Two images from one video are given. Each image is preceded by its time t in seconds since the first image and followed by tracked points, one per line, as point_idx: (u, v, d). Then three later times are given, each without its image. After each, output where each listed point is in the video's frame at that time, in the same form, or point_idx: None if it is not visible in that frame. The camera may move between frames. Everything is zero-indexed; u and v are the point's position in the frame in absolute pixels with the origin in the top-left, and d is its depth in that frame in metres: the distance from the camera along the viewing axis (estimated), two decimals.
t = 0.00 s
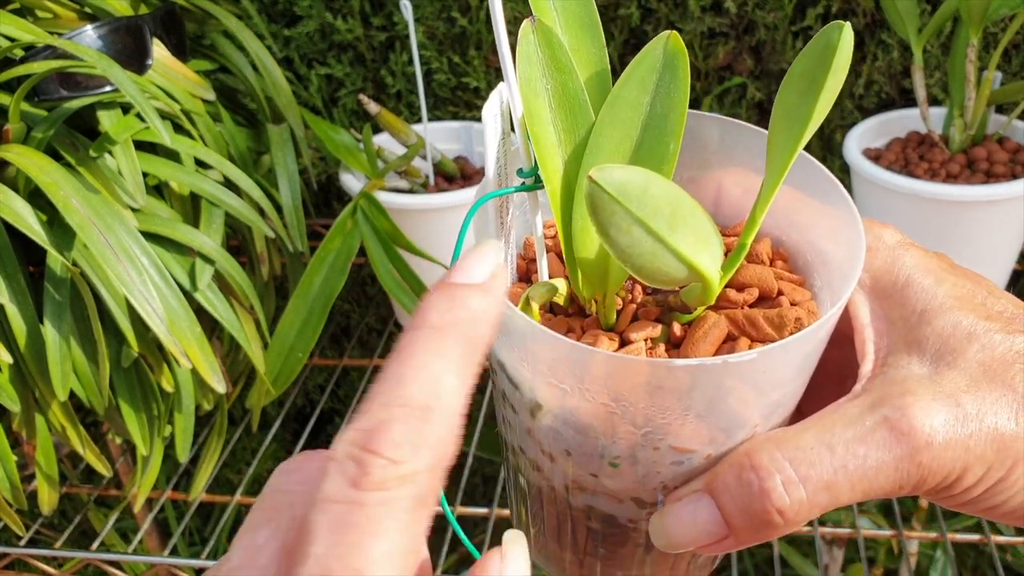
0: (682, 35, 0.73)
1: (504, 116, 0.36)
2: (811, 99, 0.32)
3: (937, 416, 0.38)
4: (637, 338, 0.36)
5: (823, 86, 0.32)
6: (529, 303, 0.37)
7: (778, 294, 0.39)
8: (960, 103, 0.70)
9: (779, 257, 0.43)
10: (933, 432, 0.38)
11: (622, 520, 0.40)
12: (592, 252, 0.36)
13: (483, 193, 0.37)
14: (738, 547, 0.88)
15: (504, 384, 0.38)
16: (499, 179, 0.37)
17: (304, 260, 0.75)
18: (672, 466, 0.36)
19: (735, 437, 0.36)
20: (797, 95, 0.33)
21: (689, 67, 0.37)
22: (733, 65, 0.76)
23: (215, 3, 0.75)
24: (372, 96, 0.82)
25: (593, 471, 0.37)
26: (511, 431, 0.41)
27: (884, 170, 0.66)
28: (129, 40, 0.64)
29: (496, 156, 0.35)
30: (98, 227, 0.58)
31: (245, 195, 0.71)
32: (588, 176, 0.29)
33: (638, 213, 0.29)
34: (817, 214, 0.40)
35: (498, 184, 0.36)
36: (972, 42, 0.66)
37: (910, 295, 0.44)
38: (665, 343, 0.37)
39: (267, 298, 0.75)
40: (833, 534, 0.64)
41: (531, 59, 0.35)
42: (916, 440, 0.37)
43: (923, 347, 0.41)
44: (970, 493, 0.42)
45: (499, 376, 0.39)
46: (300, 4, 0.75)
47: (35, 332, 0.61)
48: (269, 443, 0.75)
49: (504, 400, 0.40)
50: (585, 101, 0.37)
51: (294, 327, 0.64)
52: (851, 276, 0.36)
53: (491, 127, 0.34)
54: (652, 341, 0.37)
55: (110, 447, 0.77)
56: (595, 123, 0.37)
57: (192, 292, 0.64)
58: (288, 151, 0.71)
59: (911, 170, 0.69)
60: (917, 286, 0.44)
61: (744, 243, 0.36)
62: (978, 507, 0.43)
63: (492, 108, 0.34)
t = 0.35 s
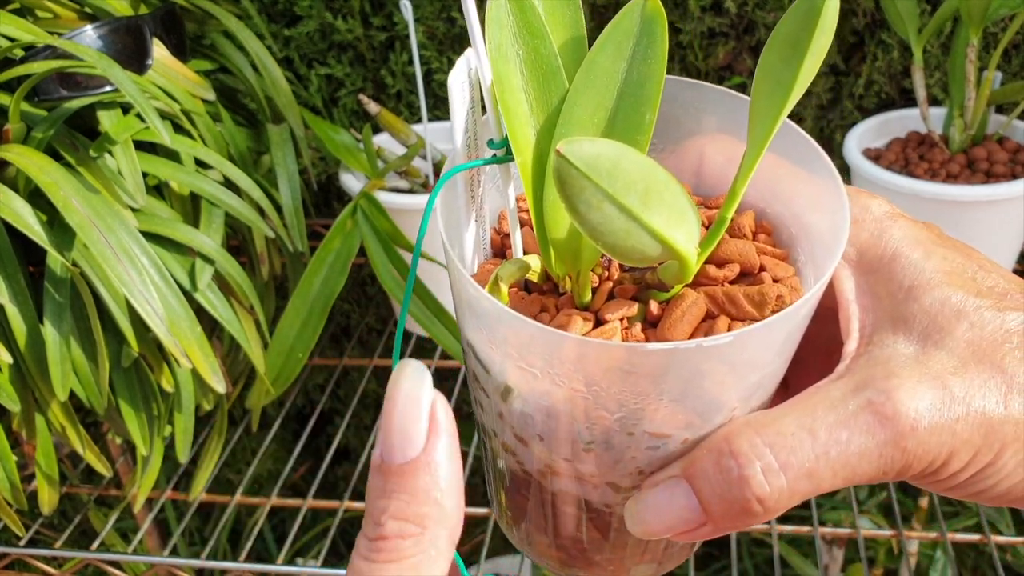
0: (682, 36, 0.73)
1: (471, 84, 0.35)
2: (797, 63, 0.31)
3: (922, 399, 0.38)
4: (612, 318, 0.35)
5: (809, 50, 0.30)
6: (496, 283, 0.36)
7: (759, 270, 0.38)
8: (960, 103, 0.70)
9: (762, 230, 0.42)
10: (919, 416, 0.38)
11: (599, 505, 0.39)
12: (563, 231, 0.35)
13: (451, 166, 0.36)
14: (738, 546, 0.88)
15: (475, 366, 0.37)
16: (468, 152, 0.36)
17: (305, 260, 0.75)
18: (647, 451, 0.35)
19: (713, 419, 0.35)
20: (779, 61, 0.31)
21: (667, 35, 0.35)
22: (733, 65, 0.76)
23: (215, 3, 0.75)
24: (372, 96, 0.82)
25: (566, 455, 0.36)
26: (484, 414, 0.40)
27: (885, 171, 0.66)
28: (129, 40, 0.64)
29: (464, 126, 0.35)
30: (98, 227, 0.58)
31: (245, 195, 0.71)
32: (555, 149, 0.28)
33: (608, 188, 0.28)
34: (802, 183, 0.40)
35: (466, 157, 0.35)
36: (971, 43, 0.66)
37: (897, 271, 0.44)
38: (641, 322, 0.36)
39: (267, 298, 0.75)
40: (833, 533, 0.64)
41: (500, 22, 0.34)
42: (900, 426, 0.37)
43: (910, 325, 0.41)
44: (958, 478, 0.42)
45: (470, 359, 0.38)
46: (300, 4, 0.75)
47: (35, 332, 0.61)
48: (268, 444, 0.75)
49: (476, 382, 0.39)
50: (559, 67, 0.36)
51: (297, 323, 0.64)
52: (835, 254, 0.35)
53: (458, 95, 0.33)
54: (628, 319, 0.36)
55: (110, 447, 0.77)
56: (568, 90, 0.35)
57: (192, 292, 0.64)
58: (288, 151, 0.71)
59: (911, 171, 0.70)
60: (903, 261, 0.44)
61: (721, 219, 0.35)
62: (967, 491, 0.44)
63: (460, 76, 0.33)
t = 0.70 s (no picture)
0: (683, 34, 0.73)
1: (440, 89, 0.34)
2: (767, 66, 0.31)
3: (894, 401, 0.38)
4: (589, 322, 0.35)
5: (777, 53, 0.31)
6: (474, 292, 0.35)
7: (739, 271, 0.38)
8: (961, 103, 0.69)
9: (743, 229, 0.42)
10: (891, 419, 0.38)
11: (581, 506, 0.40)
12: (535, 238, 0.35)
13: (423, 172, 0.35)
14: (739, 547, 0.87)
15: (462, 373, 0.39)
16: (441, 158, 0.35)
17: (304, 260, 0.74)
18: (624, 455, 0.36)
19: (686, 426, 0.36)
20: (750, 64, 0.32)
21: (636, 35, 0.35)
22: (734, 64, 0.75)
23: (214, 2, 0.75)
24: (372, 95, 0.81)
25: (545, 458, 0.37)
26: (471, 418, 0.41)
27: (887, 170, 0.65)
28: (128, 39, 0.64)
29: (434, 130, 0.33)
30: (97, 226, 0.58)
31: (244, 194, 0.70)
32: (517, 162, 0.29)
33: (572, 198, 0.29)
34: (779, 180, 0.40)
35: (439, 163, 0.35)
36: (973, 42, 0.65)
37: (875, 270, 0.43)
38: (618, 326, 0.36)
39: (266, 298, 0.74)
40: (834, 535, 0.64)
41: (467, 27, 0.35)
42: (873, 431, 0.37)
43: (887, 326, 0.41)
44: (935, 479, 0.42)
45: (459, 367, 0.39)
46: (299, 2, 0.75)
47: (33, 332, 0.61)
48: (268, 444, 0.73)
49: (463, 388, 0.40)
50: (530, 70, 0.36)
51: (294, 324, 0.64)
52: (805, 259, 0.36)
53: (426, 101, 0.32)
54: (605, 323, 0.36)
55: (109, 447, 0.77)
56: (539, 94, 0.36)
57: (191, 292, 0.64)
58: (287, 151, 0.71)
59: (913, 170, 0.69)
60: (881, 261, 0.43)
61: (699, 219, 0.35)
62: (947, 492, 0.43)
63: (427, 81, 0.32)
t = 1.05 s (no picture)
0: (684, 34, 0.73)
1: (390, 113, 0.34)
2: (706, 78, 0.31)
3: (906, 412, 0.37)
4: (550, 328, 0.36)
5: (715, 61, 0.31)
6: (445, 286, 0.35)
7: (693, 268, 0.39)
8: (961, 103, 0.69)
9: (698, 225, 0.44)
10: (904, 432, 0.37)
11: (555, 504, 0.41)
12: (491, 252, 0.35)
13: (378, 192, 0.35)
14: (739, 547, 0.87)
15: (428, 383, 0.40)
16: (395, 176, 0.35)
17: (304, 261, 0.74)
18: (590, 457, 0.37)
19: (649, 426, 0.37)
20: (691, 72, 0.32)
21: (576, 49, 0.35)
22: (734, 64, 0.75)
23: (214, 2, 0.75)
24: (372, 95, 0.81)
25: (514, 463, 0.38)
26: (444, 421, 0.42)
27: (887, 171, 0.65)
28: (128, 39, 0.64)
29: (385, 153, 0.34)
30: (98, 226, 0.58)
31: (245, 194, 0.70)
32: (462, 189, 0.28)
33: (520, 219, 0.29)
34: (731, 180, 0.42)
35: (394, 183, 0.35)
36: (973, 42, 0.65)
37: (897, 286, 0.43)
38: (579, 329, 0.37)
39: (267, 298, 0.74)
40: (834, 534, 0.64)
41: (412, 49, 0.34)
42: (886, 442, 0.36)
43: (911, 342, 0.40)
44: (953, 491, 0.40)
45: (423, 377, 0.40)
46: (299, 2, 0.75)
47: (33, 332, 0.61)
48: (267, 444, 0.74)
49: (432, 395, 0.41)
50: (473, 84, 0.36)
51: (294, 325, 0.65)
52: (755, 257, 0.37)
53: (378, 126, 0.32)
54: (565, 328, 0.37)
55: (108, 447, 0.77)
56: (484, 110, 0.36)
57: (191, 292, 0.64)
58: (287, 151, 0.71)
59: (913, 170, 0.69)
60: (904, 277, 0.43)
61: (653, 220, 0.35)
62: (963, 507, 0.41)
63: (377, 105, 0.33)
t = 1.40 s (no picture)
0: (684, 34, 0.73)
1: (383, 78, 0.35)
2: (693, 68, 0.33)
3: None
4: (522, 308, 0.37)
5: (700, 56, 0.32)
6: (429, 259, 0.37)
7: (669, 263, 0.40)
8: (961, 103, 0.69)
9: (677, 221, 0.44)
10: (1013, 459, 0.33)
11: (512, 482, 0.42)
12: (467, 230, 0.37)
13: (365, 155, 0.36)
14: (739, 547, 0.87)
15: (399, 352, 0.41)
16: (384, 142, 0.36)
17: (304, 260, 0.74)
18: (550, 437, 0.38)
19: (610, 411, 0.38)
20: (677, 62, 0.33)
21: (568, 33, 0.37)
22: (733, 64, 0.75)
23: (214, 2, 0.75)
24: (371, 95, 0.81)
25: (476, 436, 0.39)
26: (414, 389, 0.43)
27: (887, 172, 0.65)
28: (128, 39, 0.64)
29: (374, 118, 0.34)
30: (98, 227, 0.58)
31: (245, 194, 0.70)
32: (439, 154, 0.29)
33: (494, 189, 0.29)
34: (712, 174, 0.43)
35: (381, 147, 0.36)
36: (973, 42, 0.65)
37: None
38: (551, 311, 0.38)
39: (267, 299, 0.74)
40: (834, 534, 0.64)
41: (410, 15, 0.35)
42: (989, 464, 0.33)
43: None
44: None
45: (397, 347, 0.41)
46: (299, 2, 0.75)
47: (33, 333, 0.61)
48: (267, 444, 0.73)
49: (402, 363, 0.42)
50: (467, 60, 0.37)
51: (292, 327, 0.66)
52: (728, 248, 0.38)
53: (367, 91, 0.33)
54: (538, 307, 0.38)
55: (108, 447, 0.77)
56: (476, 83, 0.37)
57: (191, 292, 0.64)
58: (287, 151, 0.71)
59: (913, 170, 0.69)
60: None
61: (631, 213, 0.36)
62: None
63: (370, 70, 0.33)
